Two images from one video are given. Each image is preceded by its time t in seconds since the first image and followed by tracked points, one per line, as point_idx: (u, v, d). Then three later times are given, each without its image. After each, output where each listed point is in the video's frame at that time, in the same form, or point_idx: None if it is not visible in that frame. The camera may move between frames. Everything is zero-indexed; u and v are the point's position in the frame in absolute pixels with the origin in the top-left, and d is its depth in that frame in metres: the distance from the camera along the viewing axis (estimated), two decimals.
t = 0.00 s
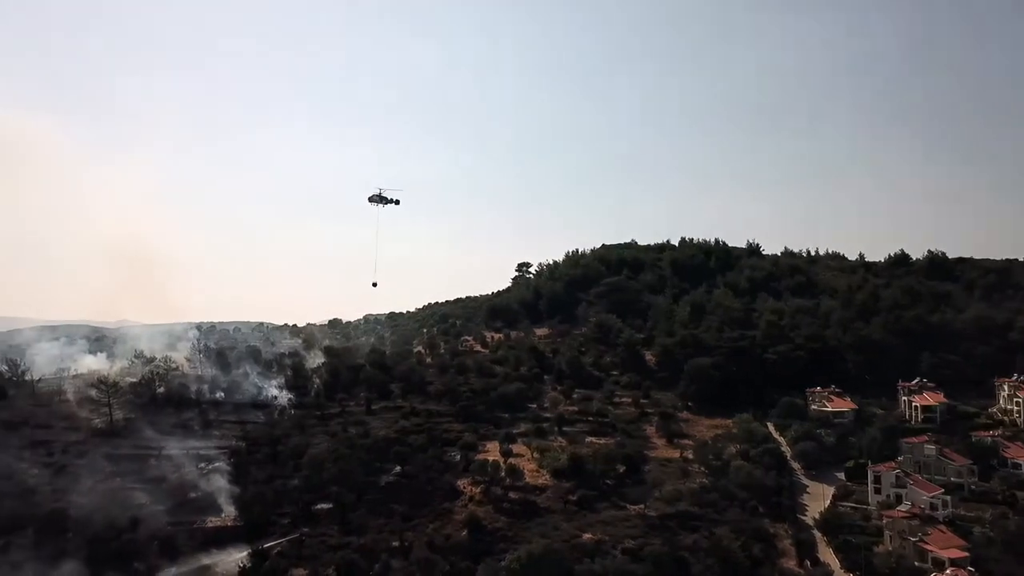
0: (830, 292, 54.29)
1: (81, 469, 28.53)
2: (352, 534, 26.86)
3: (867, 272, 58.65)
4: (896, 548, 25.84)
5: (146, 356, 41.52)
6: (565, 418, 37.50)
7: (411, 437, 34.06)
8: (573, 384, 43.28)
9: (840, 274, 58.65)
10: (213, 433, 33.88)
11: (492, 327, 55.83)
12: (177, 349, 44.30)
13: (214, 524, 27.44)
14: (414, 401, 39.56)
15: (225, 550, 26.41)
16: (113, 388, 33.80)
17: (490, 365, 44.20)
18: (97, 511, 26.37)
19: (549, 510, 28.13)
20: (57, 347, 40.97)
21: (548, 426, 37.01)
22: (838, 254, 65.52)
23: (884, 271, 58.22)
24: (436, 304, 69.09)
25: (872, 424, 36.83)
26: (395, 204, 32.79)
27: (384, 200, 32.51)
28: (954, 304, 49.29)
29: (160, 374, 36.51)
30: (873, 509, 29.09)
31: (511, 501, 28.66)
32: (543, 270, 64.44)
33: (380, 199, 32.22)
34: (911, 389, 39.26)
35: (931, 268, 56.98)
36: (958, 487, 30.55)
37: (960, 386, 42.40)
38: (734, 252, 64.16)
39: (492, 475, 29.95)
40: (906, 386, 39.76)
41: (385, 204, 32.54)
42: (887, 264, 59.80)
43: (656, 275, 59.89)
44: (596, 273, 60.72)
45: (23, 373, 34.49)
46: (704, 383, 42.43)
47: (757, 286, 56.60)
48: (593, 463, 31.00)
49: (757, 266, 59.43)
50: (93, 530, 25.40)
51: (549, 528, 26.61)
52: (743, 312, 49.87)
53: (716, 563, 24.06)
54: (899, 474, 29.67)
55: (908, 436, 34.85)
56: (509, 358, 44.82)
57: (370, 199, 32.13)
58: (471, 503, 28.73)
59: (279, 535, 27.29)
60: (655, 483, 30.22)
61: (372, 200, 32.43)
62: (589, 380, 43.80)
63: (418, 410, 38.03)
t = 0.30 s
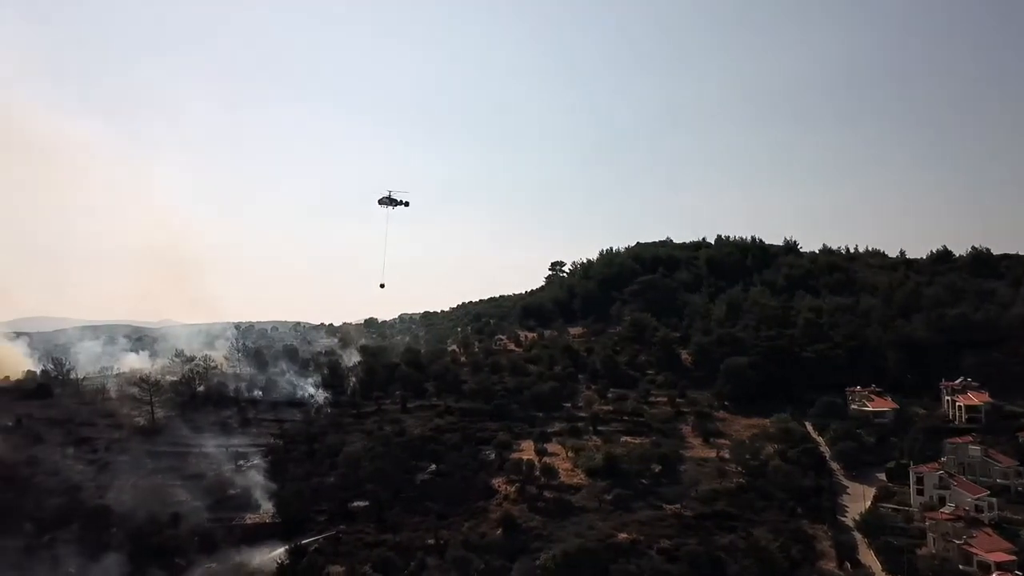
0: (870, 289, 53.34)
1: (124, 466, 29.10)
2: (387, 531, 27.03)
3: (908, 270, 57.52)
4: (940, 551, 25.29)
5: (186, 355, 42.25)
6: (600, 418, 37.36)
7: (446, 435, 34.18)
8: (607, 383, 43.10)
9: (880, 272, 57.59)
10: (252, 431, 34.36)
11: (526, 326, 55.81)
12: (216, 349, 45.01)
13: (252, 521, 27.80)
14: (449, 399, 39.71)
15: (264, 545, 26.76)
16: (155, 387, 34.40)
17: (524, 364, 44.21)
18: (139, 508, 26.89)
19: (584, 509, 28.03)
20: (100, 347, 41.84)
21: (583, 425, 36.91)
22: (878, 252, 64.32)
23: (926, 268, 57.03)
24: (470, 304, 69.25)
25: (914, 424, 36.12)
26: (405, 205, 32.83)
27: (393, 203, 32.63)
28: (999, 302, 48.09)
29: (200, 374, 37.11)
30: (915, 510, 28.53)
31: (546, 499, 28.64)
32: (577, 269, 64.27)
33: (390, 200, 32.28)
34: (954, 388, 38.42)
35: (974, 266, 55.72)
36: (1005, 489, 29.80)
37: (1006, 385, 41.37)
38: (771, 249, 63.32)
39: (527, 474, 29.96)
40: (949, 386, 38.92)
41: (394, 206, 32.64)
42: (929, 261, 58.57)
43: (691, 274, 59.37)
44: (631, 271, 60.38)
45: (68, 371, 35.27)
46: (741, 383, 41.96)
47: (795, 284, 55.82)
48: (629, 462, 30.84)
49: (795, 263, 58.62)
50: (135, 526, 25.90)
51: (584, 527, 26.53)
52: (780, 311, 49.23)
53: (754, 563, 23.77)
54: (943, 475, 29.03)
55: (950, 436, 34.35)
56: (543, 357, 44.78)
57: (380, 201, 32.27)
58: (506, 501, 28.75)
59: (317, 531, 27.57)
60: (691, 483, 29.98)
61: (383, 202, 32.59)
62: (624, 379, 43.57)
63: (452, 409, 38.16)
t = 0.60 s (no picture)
0: (911, 287, 52.31)
1: (165, 463, 29.61)
2: (423, 529, 27.13)
3: (952, 267, 56.30)
4: (986, 554, 24.62)
5: (225, 354, 42.94)
6: (636, 417, 37.14)
7: (480, 434, 34.23)
8: (643, 382, 42.82)
9: (922, 269, 56.45)
10: (290, 429, 34.80)
11: (560, 325, 55.69)
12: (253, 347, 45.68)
13: (290, 518, 28.11)
14: (483, 398, 39.78)
15: (301, 542, 27.04)
16: (195, 385, 35.44)
17: (559, 363, 44.14)
18: (180, 504, 27.34)
19: (619, 509, 27.88)
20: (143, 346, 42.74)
21: (618, 425, 36.74)
22: (920, 249, 63.04)
23: (971, 266, 55.77)
24: (505, 303, 69.33)
25: (958, 425, 35.35)
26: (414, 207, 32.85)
27: (404, 205, 32.69)
28: None
29: (238, 373, 37.72)
30: (959, 513, 27.90)
31: (581, 499, 28.54)
32: (612, 268, 63.98)
33: (400, 202, 32.35)
34: (1000, 388, 37.53)
35: (1020, 263, 54.37)
36: None
37: None
38: (809, 247, 62.40)
39: (562, 474, 29.90)
40: (995, 386, 38.03)
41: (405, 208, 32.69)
42: (973, 259, 57.26)
43: (728, 272, 58.78)
44: (666, 270, 59.94)
45: (111, 370, 36.08)
46: (778, 382, 41.43)
47: (834, 282, 54.96)
48: (664, 462, 30.63)
49: (833, 261, 57.72)
50: (176, 521, 26.34)
51: (620, 527, 26.38)
52: (819, 309, 48.50)
53: (793, 565, 23.42)
54: (988, 476, 28.29)
55: (997, 437, 33.66)
56: (578, 356, 44.69)
57: (392, 204, 32.34)
58: (541, 501, 28.70)
59: (353, 529, 27.78)
60: (728, 483, 29.66)
61: (394, 205, 32.66)
62: (659, 378, 43.25)
63: (487, 408, 38.22)
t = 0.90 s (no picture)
0: (955, 286, 51.18)
1: (206, 460, 30.09)
2: (459, 528, 27.20)
3: (997, 264, 54.93)
4: None
5: (264, 353, 43.57)
6: (672, 418, 36.87)
7: (516, 434, 34.25)
8: (679, 382, 42.46)
9: (967, 267, 55.18)
10: (327, 428, 35.18)
11: (595, 325, 55.49)
12: (292, 347, 46.29)
13: (327, 515, 28.38)
14: (518, 398, 39.81)
15: (339, 539, 27.27)
16: (235, 385, 35.86)
17: (594, 363, 44.00)
18: (220, 502, 27.75)
19: (656, 509, 27.69)
20: (183, 345, 43.74)
21: (654, 425, 36.50)
22: (964, 247, 61.64)
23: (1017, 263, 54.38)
24: (540, 303, 69.31)
25: (1004, 425, 34.50)
26: (426, 209, 32.85)
27: (415, 207, 32.75)
28: None
29: (277, 372, 38.24)
30: (1006, 516, 27.18)
31: (617, 499, 28.39)
32: (648, 267, 63.58)
33: (411, 205, 32.45)
34: None
35: None
36: None
37: None
38: (849, 245, 61.39)
39: (598, 474, 29.80)
40: None
41: (416, 210, 32.77)
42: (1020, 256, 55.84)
43: (765, 271, 58.06)
44: (702, 269, 59.45)
45: (154, 369, 36.77)
46: (818, 383, 40.82)
47: (875, 280, 53.97)
48: (701, 463, 30.38)
49: (874, 259, 56.71)
50: (216, 519, 26.74)
51: (656, 527, 26.20)
52: (859, 308, 47.67)
53: (833, 568, 23.04)
54: None
55: None
56: (613, 356, 44.55)
57: (403, 206, 32.48)
58: (577, 501, 28.62)
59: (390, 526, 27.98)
60: (767, 484, 29.30)
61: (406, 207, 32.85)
62: (696, 378, 42.85)
63: (522, 407, 38.21)
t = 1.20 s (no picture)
0: (1001, 284, 49.93)
1: (246, 458, 30.52)
2: (494, 527, 27.23)
3: None
4: None
5: (302, 353, 44.08)
6: (709, 418, 36.54)
7: (551, 434, 34.20)
8: (716, 382, 42.02)
9: (1014, 264, 53.77)
10: (364, 427, 35.47)
11: (631, 325, 55.20)
12: (329, 347, 46.79)
13: (364, 513, 28.58)
14: (553, 398, 39.73)
15: (375, 536, 27.43)
16: (273, 384, 36.35)
17: (629, 363, 43.77)
18: (259, 499, 28.12)
19: (693, 510, 27.44)
20: (223, 345, 44.56)
21: (691, 426, 36.18)
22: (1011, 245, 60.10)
23: None
24: (575, 303, 69.13)
25: None
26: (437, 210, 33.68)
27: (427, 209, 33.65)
28: None
29: (315, 371, 38.68)
30: None
31: (654, 499, 28.20)
32: (684, 266, 63.10)
33: (423, 207, 33.27)
34: None
35: None
36: None
37: None
38: (891, 243, 60.22)
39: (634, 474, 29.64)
40: None
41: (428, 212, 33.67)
42: None
43: (804, 270, 57.24)
44: (739, 268, 58.86)
45: (194, 368, 37.43)
46: (858, 383, 40.13)
47: (917, 279, 52.89)
48: (739, 464, 30.04)
49: (916, 257, 55.56)
50: (255, 516, 27.07)
51: (693, 528, 25.96)
52: (901, 307, 46.75)
53: (875, 571, 22.63)
54: None
55: None
56: (649, 356, 44.36)
57: (416, 208, 33.40)
58: (613, 501, 28.49)
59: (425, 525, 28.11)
60: (806, 485, 28.88)
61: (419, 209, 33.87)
62: (733, 378, 42.38)
63: (557, 407, 38.13)
